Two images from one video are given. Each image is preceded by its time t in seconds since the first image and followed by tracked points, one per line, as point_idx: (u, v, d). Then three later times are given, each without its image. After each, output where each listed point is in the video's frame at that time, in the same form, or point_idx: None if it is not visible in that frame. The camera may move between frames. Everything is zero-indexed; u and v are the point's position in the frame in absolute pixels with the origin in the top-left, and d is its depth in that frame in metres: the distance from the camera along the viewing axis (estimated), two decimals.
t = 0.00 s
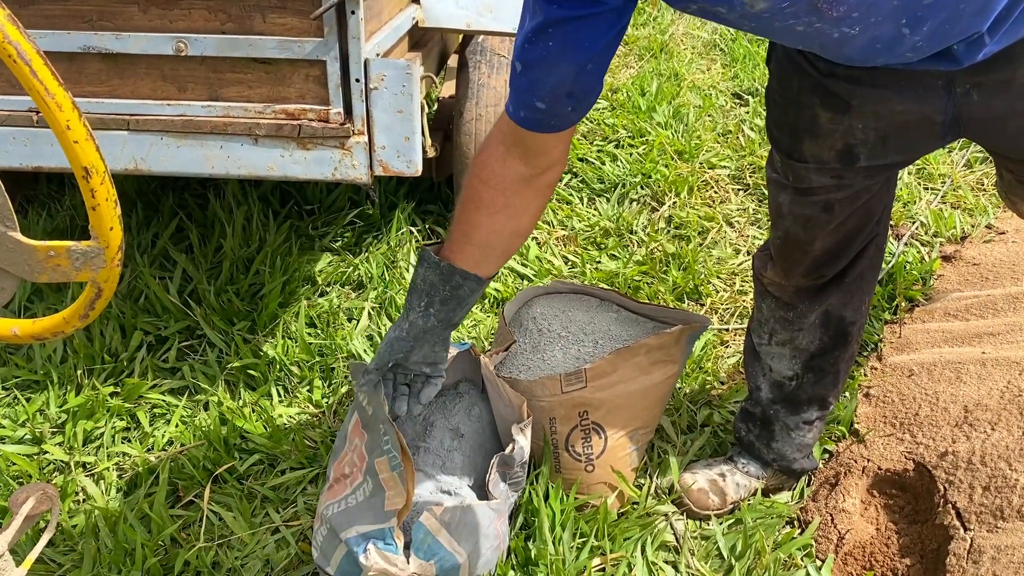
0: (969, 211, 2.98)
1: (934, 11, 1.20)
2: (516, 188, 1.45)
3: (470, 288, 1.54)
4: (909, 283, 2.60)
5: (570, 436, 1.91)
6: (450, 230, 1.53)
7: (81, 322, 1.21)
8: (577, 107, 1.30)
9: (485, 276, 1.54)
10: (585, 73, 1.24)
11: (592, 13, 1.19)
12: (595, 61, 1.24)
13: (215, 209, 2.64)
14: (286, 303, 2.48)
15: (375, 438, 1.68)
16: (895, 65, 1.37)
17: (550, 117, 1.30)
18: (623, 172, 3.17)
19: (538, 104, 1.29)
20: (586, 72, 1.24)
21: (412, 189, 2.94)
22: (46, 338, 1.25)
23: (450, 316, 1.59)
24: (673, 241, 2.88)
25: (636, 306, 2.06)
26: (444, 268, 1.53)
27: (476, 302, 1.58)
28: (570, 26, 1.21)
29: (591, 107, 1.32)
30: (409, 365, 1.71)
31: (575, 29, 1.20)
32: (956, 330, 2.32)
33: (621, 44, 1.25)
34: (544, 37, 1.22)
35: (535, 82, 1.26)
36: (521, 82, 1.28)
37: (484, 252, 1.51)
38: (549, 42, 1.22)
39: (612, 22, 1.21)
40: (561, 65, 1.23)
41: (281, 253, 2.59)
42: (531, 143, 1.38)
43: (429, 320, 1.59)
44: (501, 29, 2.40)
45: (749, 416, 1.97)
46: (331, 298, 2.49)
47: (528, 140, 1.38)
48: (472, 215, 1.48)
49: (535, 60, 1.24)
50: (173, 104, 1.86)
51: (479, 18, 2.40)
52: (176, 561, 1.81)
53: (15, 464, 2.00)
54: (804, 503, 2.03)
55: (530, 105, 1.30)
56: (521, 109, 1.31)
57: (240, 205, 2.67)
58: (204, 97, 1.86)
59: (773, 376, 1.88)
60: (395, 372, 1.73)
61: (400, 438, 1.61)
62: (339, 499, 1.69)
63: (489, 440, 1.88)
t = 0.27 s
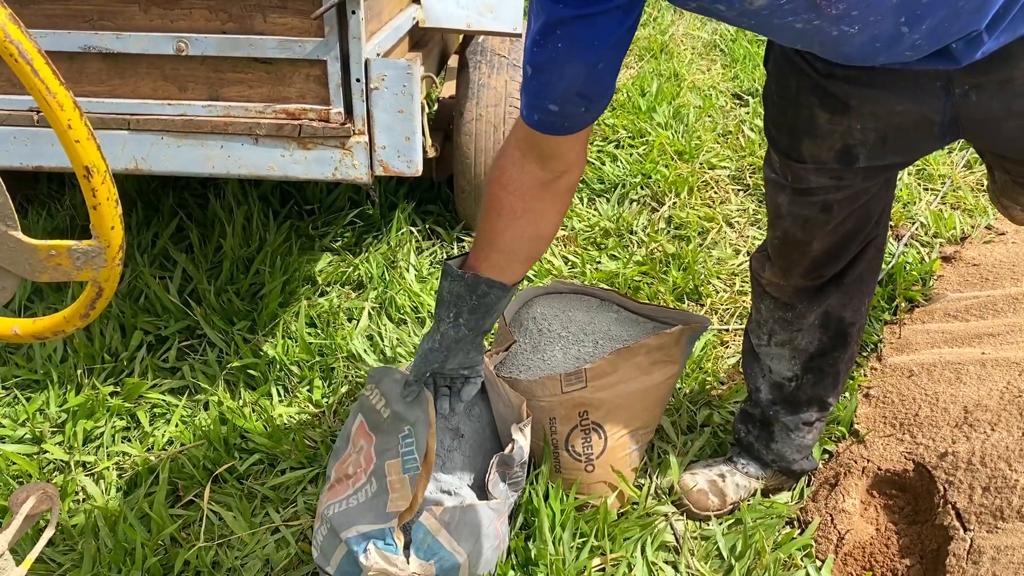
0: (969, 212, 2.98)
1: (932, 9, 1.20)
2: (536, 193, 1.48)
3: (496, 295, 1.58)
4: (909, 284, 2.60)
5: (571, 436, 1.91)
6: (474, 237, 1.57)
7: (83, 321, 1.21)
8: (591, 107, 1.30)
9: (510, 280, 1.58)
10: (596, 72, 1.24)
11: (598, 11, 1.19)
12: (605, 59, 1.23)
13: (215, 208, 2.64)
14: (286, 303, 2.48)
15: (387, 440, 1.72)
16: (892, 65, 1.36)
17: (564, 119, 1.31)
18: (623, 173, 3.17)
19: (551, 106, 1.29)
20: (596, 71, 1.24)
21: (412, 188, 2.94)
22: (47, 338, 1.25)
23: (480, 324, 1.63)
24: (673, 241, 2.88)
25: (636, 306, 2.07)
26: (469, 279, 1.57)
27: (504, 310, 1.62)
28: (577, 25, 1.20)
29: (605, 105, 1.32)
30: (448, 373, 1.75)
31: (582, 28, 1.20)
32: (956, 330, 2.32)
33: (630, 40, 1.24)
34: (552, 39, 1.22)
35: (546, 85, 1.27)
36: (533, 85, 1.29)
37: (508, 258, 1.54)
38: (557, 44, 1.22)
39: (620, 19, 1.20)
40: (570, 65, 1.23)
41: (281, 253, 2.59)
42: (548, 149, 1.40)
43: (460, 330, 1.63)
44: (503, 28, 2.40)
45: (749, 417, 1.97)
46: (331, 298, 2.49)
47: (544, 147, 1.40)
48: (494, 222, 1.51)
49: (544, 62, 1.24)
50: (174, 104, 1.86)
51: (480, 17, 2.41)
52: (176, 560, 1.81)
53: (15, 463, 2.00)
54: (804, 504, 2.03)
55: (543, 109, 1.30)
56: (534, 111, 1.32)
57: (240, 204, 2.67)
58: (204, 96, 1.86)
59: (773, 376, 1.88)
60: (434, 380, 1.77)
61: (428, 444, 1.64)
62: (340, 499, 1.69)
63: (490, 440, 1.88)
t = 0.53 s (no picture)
0: (969, 213, 2.98)
1: (930, 9, 1.20)
2: (528, 187, 1.47)
3: (485, 292, 1.55)
4: (908, 284, 2.61)
5: (571, 435, 1.92)
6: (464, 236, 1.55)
7: (87, 318, 1.23)
8: (587, 102, 1.31)
9: (502, 278, 1.56)
10: (592, 68, 1.25)
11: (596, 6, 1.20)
12: (602, 55, 1.24)
13: (216, 208, 2.64)
14: (287, 302, 2.49)
15: (381, 437, 1.72)
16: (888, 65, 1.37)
17: (559, 113, 1.32)
18: (624, 173, 3.17)
19: (547, 100, 1.30)
20: (592, 66, 1.24)
21: (413, 188, 2.95)
22: (50, 336, 1.27)
23: (469, 321, 1.61)
24: (673, 241, 2.89)
25: (636, 306, 2.07)
26: (459, 278, 1.54)
27: (494, 305, 1.59)
28: (575, 20, 1.21)
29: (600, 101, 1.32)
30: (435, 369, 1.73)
31: (580, 22, 1.21)
32: (955, 330, 2.33)
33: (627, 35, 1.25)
34: (550, 33, 1.23)
35: (543, 80, 1.27)
36: (529, 79, 1.29)
37: (498, 254, 1.52)
38: (555, 38, 1.22)
39: (618, 15, 1.21)
40: (567, 60, 1.23)
41: (283, 253, 2.60)
42: (541, 142, 1.40)
43: (448, 327, 1.61)
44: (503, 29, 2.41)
45: (749, 416, 1.98)
46: (332, 297, 2.50)
47: (538, 140, 1.39)
48: (484, 219, 1.50)
49: (542, 57, 1.25)
50: (176, 103, 1.86)
51: (481, 18, 2.42)
52: (178, 558, 1.81)
53: (17, 461, 2.00)
54: (803, 503, 2.04)
55: (540, 103, 1.31)
56: (530, 106, 1.32)
57: (241, 204, 2.68)
58: (207, 96, 1.87)
59: (773, 376, 1.88)
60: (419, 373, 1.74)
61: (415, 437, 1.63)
62: (341, 497, 1.70)
63: (490, 438, 1.89)
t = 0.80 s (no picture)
0: (969, 214, 2.99)
1: (927, 9, 1.20)
2: (510, 175, 1.48)
3: (459, 277, 1.57)
4: (909, 284, 2.62)
5: (572, 434, 1.92)
6: (442, 221, 1.57)
7: (92, 315, 1.24)
8: (574, 95, 1.32)
9: (479, 264, 1.58)
10: (581, 62, 1.25)
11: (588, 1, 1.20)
12: (591, 51, 1.25)
13: (217, 208, 2.65)
14: (289, 302, 2.49)
15: (364, 428, 1.67)
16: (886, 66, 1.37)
17: (546, 104, 1.33)
18: (625, 174, 3.18)
19: (534, 90, 1.31)
20: (582, 60, 1.25)
21: (414, 188, 2.96)
22: (54, 333, 1.29)
23: (441, 306, 1.63)
24: (674, 242, 2.89)
25: (637, 306, 2.08)
26: (433, 261, 1.56)
27: (466, 292, 1.61)
28: (567, 14, 1.21)
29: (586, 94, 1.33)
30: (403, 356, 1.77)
31: (572, 16, 1.21)
32: (955, 331, 2.34)
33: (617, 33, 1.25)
34: (542, 23, 1.23)
35: (532, 70, 1.28)
36: (518, 68, 1.29)
37: (474, 241, 1.54)
38: (546, 29, 1.23)
39: (609, 13, 1.21)
40: (557, 52, 1.24)
41: (284, 253, 2.60)
42: (526, 131, 1.40)
43: (419, 312, 1.63)
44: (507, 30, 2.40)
45: (749, 416, 1.98)
46: (334, 297, 2.51)
47: (522, 129, 1.40)
48: (466, 207, 1.51)
49: (533, 46, 1.25)
50: (179, 103, 1.87)
51: (482, 19, 2.39)
52: (181, 557, 1.82)
53: (19, 460, 2.01)
54: (804, 502, 2.04)
55: (526, 92, 1.32)
56: (517, 95, 1.33)
57: (243, 204, 2.68)
58: (210, 96, 1.88)
59: (774, 376, 1.89)
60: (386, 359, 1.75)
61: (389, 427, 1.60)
62: (338, 494, 1.69)
63: (491, 437, 1.89)
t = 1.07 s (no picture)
0: (970, 216, 2.99)
1: (921, 7, 1.19)
2: (557, 144, 1.47)
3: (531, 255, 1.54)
4: (909, 286, 2.61)
5: (573, 435, 1.92)
6: (489, 206, 1.54)
7: (95, 314, 1.24)
8: (602, 63, 1.30)
9: (537, 236, 1.56)
10: (608, 28, 1.25)
11: None
12: (617, 15, 1.24)
13: (218, 208, 2.65)
14: (290, 302, 2.49)
15: (391, 436, 1.70)
16: (876, 69, 1.35)
17: (575, 74, 1.31)
18: (626, 175, 3.18)
19: (563, 61, 1.30)
20: (608, 27, 1.24)
21: (415, 189, 2.96)
22: (57, 333, 1.29)
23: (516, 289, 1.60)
24: (675, 243, 2.89)
25: (638, 307, 2.08)
26: (506, 244, 1.52)
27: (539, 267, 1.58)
28: None
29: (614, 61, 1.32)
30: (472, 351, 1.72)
31: None
32: (956, 332, 2.34)
33: None
34: None
35: (559, 42, 1.27)
36: (544, 41, 1.29)
37: (529, 217, 1.51)
38: None
39: None
40: (582, 20, 1.23)
41: (285, 253, 2.60)
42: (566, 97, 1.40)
43: (495, 298, 1.59)
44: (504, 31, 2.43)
45: (748, 419, 1.98)
46: (334, 298, 2.51)
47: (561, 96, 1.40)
48: (519, 187, 1.49)
49: (557, 18, 1.24)
50: (181, 103, 1.87)
51: (483, 19, 2.41)
52: (181, 557, 1.82)
53: (20, 460, 2.01)
54: (805, 503, 2.04)
55: (556, 64, 1.31)
56: (546, 68, 1.32)
57: (244, 205, 2.69)
58: (211, 96, 1.88)
59: (772, 380, 1.88)
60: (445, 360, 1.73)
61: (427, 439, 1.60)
62: (344, 496, 1.71)
63: (492, 437, 1.89)
